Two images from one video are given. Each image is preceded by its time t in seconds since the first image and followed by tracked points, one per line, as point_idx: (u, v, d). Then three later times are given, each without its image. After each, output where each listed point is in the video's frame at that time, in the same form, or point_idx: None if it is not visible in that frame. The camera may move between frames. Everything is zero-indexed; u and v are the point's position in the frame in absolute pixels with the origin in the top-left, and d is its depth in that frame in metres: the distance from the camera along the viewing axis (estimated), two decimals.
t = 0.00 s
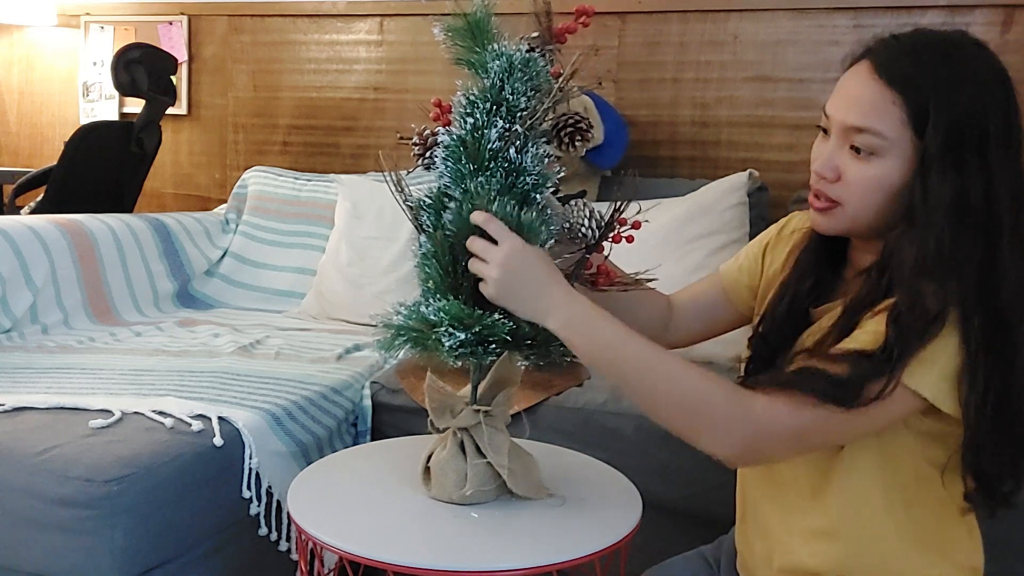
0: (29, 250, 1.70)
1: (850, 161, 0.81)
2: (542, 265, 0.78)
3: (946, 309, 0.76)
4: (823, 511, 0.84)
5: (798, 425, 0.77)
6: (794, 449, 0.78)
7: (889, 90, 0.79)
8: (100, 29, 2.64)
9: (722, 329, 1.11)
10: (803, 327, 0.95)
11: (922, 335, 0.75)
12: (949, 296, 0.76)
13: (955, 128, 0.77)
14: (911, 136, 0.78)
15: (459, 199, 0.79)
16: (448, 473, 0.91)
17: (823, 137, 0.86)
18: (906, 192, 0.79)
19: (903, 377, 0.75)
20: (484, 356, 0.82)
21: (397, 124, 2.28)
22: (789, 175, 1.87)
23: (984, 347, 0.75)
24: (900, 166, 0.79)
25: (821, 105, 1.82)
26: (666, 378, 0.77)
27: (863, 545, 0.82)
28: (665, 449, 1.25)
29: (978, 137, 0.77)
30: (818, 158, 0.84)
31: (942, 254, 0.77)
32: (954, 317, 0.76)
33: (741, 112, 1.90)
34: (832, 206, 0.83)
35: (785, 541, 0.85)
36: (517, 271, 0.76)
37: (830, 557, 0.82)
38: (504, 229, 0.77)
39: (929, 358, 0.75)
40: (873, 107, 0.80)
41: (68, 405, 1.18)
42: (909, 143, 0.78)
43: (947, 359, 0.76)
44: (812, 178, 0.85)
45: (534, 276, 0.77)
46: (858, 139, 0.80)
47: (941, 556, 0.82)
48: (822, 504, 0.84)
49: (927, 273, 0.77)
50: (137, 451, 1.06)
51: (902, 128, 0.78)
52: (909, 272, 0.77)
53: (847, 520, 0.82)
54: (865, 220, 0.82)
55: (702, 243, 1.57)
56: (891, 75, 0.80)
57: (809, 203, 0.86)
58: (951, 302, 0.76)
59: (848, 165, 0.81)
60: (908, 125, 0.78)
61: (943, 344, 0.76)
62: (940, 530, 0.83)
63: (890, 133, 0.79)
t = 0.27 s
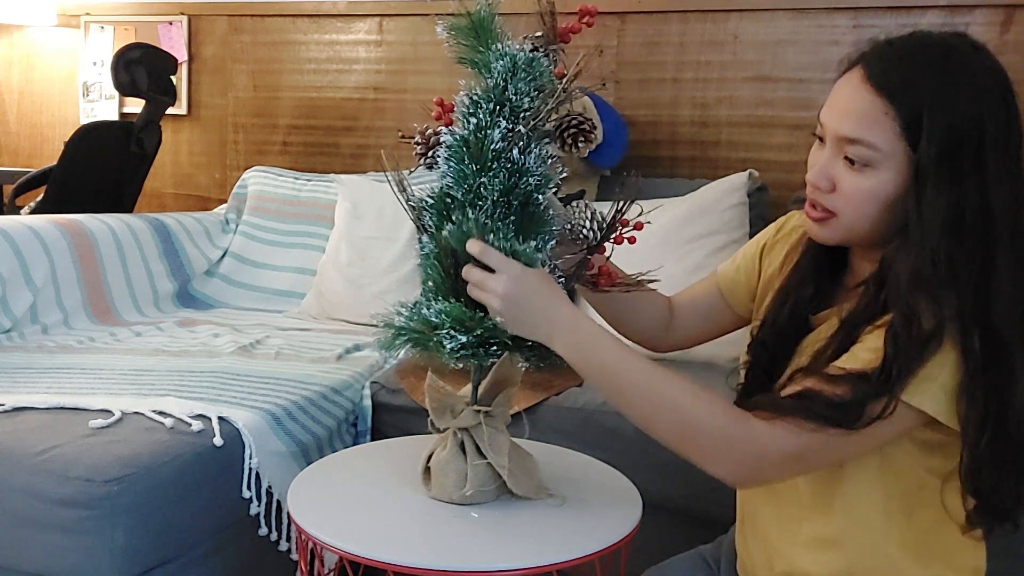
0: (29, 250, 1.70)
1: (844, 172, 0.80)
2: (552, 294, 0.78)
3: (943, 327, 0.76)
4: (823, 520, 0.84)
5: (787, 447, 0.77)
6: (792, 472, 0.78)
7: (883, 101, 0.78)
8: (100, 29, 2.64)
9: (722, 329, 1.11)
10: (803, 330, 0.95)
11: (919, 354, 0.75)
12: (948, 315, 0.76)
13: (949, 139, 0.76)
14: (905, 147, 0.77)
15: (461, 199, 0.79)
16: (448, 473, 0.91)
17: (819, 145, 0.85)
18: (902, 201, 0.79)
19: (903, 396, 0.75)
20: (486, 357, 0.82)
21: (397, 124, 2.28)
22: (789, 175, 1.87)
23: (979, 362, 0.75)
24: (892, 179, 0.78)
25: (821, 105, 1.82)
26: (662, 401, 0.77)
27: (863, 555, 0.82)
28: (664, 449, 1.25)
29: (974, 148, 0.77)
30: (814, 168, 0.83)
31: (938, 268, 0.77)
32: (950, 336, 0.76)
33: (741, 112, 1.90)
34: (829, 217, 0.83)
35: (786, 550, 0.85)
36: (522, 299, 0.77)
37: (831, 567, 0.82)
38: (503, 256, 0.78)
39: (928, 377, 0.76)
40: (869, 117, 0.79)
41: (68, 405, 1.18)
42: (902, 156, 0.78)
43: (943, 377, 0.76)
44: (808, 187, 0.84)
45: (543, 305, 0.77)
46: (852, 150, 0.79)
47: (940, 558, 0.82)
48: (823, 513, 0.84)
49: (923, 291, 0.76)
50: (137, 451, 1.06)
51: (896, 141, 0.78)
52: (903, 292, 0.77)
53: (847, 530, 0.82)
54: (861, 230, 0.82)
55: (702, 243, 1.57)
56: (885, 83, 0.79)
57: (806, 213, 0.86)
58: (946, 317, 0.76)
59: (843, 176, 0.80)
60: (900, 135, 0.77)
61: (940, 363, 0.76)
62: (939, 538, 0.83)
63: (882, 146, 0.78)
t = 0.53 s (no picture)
0: (29, 250, 1.70)
1: (841, 181, 0.80)
2: (555, 318, 0.79)
3: (939, 337, 0.75)
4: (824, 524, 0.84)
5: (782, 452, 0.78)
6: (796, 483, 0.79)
7: (878, 110, 0.78)
8: (100, 29, 2.64)
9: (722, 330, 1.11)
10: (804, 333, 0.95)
11: (917, 363, 0.74)
12: (945, 325, 0.76)
13: (945, 146, 0.76)
14: (900, 155, 0.78)
15: (461, 199, 0.78)
16: (448, 474, 0.91)
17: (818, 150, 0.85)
18: (899, 208, 0.79)
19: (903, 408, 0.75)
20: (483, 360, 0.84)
21: (397, 124, 2.28)
22: (789, 174, 1.87)
23: (977, 371, 0.75)
24: (890, 188, 0.78)
25: (821, 105, 1.82)
26: (657, 410, 0.78)
27: (864, 558, 0.82)
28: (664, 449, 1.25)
29: (969, 156, 0.77)
30: (812, 175, 0.83)
31: (934, 277, 0.77)
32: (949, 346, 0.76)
33: (741, 112, 1.90)
34: (828, 225, 0.83)
35: (787, 552, 0.86)
36: (527, 329, 0.78)
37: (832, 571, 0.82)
38: (501, 289, 0.78)
39: (927, 388, 0.75)
40: (865, 126, 0.78)
41: (68, 405, 1.18)
42: (898, 165, 0.78)
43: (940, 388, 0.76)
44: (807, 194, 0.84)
45: (548, 331, 0.79)
46: (848, 159, 0.79)
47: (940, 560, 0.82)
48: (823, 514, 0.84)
49: (917, 300, 0.77)
50: (137, 451, 1.06)
51: (892, 150, 0.78)
52: (898, 302, 0.77)
53: (848, 534, 0.82)
54: (859, 237, 0.81)
55: (702, 243, 1.57)
56: (881, 89, 0.79)
57: (805, 221, 0.86)
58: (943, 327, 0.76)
59: (841, 185, 0.80)
60: (897, 144, 0.77)
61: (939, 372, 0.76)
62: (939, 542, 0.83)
63: (878, 155, 0.78)
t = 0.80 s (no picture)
0: (29, 250, 1.70)
1: (842, 184, 0.80)
2: (557, 331, 0.79)
3: (938, 339, 0.76)
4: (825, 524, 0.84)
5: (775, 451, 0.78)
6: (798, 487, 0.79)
7: (879, 112, 0.78)
8: (100, 29, 2.64)
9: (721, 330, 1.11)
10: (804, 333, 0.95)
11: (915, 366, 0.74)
12: (942, 328, 0.76)
13: (944, 149, 0.76)
14: (900, 158, 0.77)
15: (461, 199, 0.78)
16: (448, 474, 0.91)
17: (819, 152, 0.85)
18: (900, 211, 0.79)
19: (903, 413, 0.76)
20: (483, 363, 0.84)
21: (397, 124, 2.28)
22: (789, 174, 1.87)
23: (977, 373, 0.75)
24: (890, 191, 0.78)
25: (821, 105, 1.82)
26: (655, 417, 0.78)
27: (865, 559, 0.82)
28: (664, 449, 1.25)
29: (968, 159, 0.77)
30: (812, 178, 0.83)
31: (933, 280, 0.77)
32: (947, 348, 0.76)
33: (741, 112, 1.90)
34: (828, 228, 0.83)
35: (788, 552, 0.85)
36: (526, 345, 0.78)
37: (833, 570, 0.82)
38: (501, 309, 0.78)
39: (925, 391, 0.76)
40: (863, 129, 0.78)
41: (68, 405, 1.18)
42: (899, 167, 0.78)
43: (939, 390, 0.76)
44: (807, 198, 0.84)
45: (548, 346, 0.79)
46: (847, 163, 0.79)
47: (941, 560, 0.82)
48: (824, 514, 0.84)
49: (915, 304, 0.77)
50: (137, 451, 1.05)
51: (892, 152, 0.78)
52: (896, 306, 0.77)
53: (850, 535, 0.82)
54: (859, 239, 0.82)
55: (702, 243, 1.57)
56: (881, 91, 0.79)
57: (806, 224, 0.86)
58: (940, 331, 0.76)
59: (841, 189, 0.80)
60: (897, 147, 0.77)
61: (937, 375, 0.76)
62: (941, 543, 0.83)
63: (879, 158, 0.78)
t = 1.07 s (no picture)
0: (29, 250, 1.70)
1: (851, 181, 0.80)
2: (561, 333, 0.78)
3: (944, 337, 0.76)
4: (826, 520, 0.84)
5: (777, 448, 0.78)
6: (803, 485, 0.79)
7: (889, 110, 0.78)
8: (100, 29, 2.64)
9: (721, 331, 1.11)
10: (809, 332, 0.95)
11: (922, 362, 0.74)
12: (949, 325, 0.76)
13: (954, 147, 0.76)
14: (909, 156, 0.78)
15: (458, 200, 0.79)
16: (448, 474, 0.91)
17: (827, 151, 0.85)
18: (911, 207, 0.79)
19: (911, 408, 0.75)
20: (481, 362, 0.85)
21: (397, 124, 2.28)
22: (789, 174, 1.88)
23: (984, 372, 0.75)
24: (901, 185, 0.78)
25: (821, 105, 1.82)
26: (663, 414, 0.78)
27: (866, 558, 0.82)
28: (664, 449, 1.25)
29: (977, 157, 0.77)
30: (821, 176, 0.83)
31: (939, 278, 0.77)
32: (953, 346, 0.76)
33: (741, 112, 1.90)
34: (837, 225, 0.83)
35: (789, 551, 0.85)
36: (532, 344, 0.77)
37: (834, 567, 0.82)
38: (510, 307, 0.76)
39: (933, 388, 0.75)
40: (875, 126, 0.78)
41: (68, 405, 1.18)
42: (910, 163, 0.78)
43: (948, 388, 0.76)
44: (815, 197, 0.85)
45: (550, 344, 0.78)
46: (858, 160, 0.79)
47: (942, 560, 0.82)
48: (825, 513, 0.84)
49: (921, 301, 0.77)
50: (137, 452, 1.06)
51: (902, 148, 0.78)
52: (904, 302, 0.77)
53: (851, 534, 0.82)
54: (867, 237, 0.82)
55: (702, 243, 1.57)
56: (890, 89, 0.79)
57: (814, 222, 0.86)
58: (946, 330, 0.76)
59: (850, 185, 0.80)
60: (907, 143, 0.77)
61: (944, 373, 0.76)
62: (943, 541, 0.83)
63: (889, 154, 0.78)
